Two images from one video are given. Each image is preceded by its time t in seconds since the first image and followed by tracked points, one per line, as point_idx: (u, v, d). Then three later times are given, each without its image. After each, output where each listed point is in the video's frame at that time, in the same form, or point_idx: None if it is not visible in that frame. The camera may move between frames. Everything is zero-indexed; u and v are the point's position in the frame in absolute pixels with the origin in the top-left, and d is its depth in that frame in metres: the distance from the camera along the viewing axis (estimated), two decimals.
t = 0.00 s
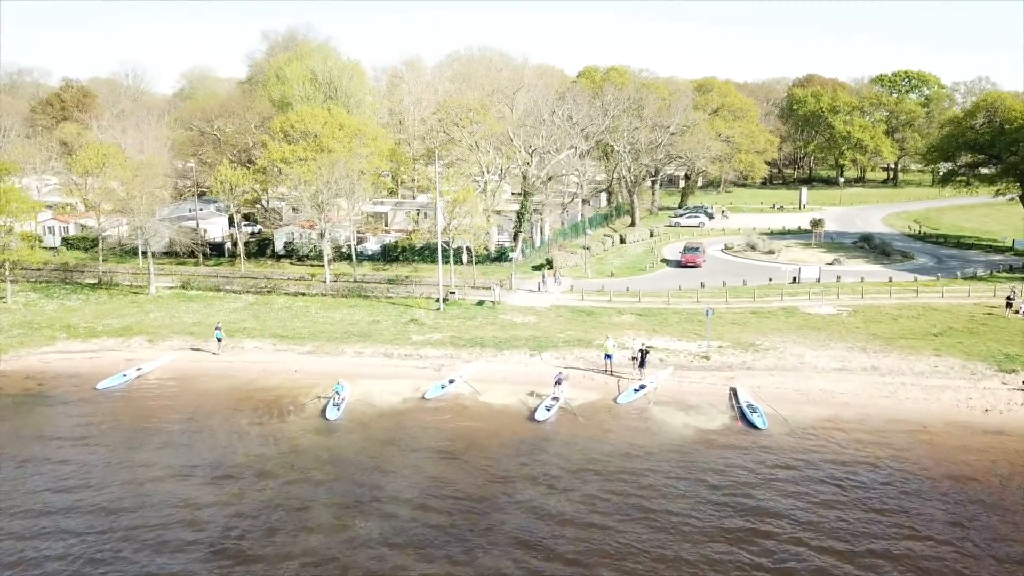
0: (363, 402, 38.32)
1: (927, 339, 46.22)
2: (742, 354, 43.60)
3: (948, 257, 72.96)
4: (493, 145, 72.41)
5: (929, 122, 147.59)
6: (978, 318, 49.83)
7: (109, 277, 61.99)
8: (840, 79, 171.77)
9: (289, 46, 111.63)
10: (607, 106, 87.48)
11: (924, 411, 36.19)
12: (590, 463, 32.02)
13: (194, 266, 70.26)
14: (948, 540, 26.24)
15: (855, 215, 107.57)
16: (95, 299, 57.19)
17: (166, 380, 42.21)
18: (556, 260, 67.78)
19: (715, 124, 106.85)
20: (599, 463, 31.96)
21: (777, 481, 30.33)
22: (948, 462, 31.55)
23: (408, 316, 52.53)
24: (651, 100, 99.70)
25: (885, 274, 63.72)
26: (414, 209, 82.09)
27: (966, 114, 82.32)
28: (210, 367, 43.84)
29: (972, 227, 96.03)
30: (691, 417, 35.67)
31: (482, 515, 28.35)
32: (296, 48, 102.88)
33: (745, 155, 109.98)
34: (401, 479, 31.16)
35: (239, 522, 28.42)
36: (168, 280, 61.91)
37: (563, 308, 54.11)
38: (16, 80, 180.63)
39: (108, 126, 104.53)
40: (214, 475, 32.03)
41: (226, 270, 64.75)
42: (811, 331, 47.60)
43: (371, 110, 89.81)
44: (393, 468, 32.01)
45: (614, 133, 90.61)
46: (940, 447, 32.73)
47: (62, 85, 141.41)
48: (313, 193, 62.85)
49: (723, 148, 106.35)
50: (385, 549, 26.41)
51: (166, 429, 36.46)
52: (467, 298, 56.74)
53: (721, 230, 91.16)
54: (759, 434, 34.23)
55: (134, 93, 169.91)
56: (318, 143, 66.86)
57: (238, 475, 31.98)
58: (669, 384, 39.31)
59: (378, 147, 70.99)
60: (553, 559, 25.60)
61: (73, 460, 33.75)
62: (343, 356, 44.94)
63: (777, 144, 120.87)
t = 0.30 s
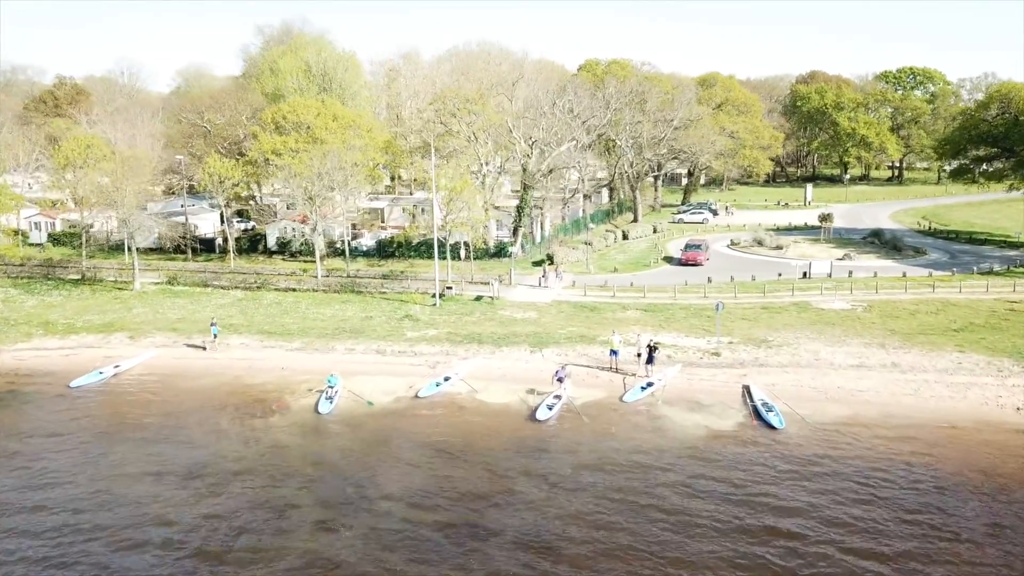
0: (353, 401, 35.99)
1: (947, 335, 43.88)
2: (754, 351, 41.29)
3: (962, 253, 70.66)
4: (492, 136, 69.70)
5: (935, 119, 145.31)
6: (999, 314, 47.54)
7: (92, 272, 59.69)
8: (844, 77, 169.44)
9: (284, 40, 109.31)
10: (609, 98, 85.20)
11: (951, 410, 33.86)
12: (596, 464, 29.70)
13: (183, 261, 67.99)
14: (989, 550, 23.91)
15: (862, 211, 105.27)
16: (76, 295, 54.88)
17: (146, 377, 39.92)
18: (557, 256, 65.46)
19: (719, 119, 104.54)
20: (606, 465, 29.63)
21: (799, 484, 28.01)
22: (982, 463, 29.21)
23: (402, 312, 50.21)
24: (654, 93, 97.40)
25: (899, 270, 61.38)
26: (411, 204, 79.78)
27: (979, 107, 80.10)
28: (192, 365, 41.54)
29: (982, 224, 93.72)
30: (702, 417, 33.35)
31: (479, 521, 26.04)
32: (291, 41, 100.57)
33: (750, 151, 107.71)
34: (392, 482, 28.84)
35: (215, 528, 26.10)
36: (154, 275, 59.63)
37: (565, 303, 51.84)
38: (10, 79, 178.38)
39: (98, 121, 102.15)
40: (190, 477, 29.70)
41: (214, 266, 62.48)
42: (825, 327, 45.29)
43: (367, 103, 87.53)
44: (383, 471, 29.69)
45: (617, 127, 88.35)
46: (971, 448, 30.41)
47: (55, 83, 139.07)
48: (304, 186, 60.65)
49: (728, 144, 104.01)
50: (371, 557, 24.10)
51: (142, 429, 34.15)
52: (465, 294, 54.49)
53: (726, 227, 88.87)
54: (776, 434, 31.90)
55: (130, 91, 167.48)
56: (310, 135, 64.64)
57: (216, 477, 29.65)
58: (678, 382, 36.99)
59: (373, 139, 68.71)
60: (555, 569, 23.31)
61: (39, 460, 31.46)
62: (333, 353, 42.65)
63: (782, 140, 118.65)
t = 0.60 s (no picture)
0: (340, 389, 33.73)
1: (971, 323, 41.61)
2: (768, 338, 39.01)
3: (976, 243, 68.38)
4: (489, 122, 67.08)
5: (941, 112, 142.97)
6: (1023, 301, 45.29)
7: (74, 261, 57.40)
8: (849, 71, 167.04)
9: (278, 29, 106.83)
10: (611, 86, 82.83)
11: (982, 398, 31.62)
12: (602, 458, 27.38)
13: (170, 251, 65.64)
14: None
15: (869, 205, 102.93)
16: (56, 284, 52.57)
17: (122, 367, 37.67)
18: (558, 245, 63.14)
19: (723, 109, 102.17)
20: (613, 458, 27.27)
21: (824, 480, 25.65)
22: (1020, 455, 26.98)
23: (397, 300, 47.90)
24: (657, 82, 95.01)
25: (914, 258, 59.05)
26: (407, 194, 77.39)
27: (992, 95, 77.89)
28: (172, 353, 39.26)
29: (994, 217, 91.42)
30: (715, 405, 31.10)
31: (475, 518, 23.75)
32: (285, 29, 98.16)
33: (754, 142, 105.35)
34: (380, 476, 26.50)
35: (185, 528, 23.71)
36: (139, 264, 57.35)
37: (567, 292, 49.48)
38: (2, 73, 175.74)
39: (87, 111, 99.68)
40: (161, 472, 27.29)
41: (203, 255, 60.15)
42: (841, 315, 43.01)
43: (362, 91, 85.10)
44: (371, 464, 27.33)
45: (619, 116, 85.99)
46: (1007, 438, 28.18)
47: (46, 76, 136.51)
48: (295, 170, 58.32)
49: (733, 134, 101.61)
50: (356, 557, 21.93)
51: (113, 419, 31.75)
52: (462, 283, 52.16)
53: (731, 219, 86.56)
54: (795, 423, 29.66)
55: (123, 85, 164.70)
56: (302, 120, 62.20)
57: (190, 472, 27.25)
58: (687, 370, 34.74)
59: (367, 125, 66.37)
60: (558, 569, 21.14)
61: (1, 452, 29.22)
62: (321, 341, 40.34)
63: (787, 132, 116.31)
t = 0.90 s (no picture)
0: (331, 384, 31.92)
1: (991, 316, 39.83)
2: (781, 332, 37.21)
3: (989, 238, 66.54)
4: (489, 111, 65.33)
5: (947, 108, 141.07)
6: None
7: (60, 254, 55.61)
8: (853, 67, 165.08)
9: (273, 21, 104.86)
10: (614, 77, 80.92)
11: (1010, 394, 29.84)
12: (609, 456, 25.64)
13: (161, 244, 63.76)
14: None
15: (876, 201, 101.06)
16: (40, 276, 50.76)
17: (102, 360, 35.89)
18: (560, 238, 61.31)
19: (727, 103, 100.29)
20: (621, 458, 25.47)
21: (849, 482, 23.87)
22: None
23: (392, 293, 46.07)
24: (660, 74, 93.11)
25: (927, 252, 57.22)
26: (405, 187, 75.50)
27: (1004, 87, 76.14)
28: (155, 346, 37.48)
29: (1004, 212, 89.56)
30: (728, 401, 29.32)
31: (472, 520, 22.04)
32: (281, 21, 96.23)
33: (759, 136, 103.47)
34: (371, 475, 24.70)
35: (160, 532, 21.94)
36: (127, 257, 55.56)
37: (570, 285, 47.68)
38: None
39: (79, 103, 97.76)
40: (137, 471, 25.49)
41: (194, 248, 58.37)
42: (856, 308, 41.20)
43: (358, 83, 83.22)
44: (362, 463, 25.52)
45: (621, 108, 84.12)
46: None
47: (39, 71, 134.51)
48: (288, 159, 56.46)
49: (737, 128, 99.72)
50: (342, 563, 20.21)
51: (89, 415, 29.91)
52: (460, 276, 50.38)
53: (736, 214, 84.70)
54: (813, 419, 27.89)
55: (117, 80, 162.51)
56: (296, 108, 60.24)
57: (168, 471, 25.43)
58: (697, 364, 32.95)
59: (363, 114, 64.49)
60: None
61: None
62: (312, 334, 38.53)
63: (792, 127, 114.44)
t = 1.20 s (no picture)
0: (321, 386, 30.30)
1: (1012, 316, 38.17)
2: (793, 332, 35.59)
3: (1000, 236, 64.87)
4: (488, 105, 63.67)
5: (951, 106, 139.33)
6: None
7: (46, 252, 54.00)
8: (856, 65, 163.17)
9: (269, 16, 103.14)
10: (615, 72, 79.28)
11: None
12: (616, 462, 24.09)
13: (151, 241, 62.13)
14: None
15: (882, 199, 99.35)
16: (24, 275, 49.14)
17: (81, 362, 34.30)
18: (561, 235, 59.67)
19: (730, 99, 98.63)
20: (628, 466, 23.85)
21: (873, 492, 22.26)
22: None
23: (387, 292, 44.45)
24: (662, 70, 91.46)
25: (939, 251, 55.56)
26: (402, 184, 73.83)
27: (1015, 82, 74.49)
28: (139, 348, 35.87)
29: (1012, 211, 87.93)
30: (741, 405, 27.72)
31: (468, 533, 20.49)
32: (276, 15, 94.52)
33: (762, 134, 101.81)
34: (361, 485, 23.09)
35: (133, 546, 20.40)
36: (116, 255, 53.93)
37: (571, 283, 46.06)
38: None
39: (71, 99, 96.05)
40: (111, 479, 23.89)
41: (185, 246, 56.75)
42: (870, 308, 39.56)
43: (354, 78, 81.57)
44: (352, 471, 23.91)
45: (623, 104, 82.46)
46: None
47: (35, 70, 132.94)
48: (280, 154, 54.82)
49: (741, 125, 98.03)
50: None
51: (65, 419, 28.32)
52: (458, 274, 48.78)
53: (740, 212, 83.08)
54: (833, 424, 26.25)
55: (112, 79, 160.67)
56: (289, 102, 58.63)
57: (144, 480, 23.83)
58: (706, 366, 31.33)
59: (359, 108, 62.92)
60: None
61: None
62: (304, 335, 36.91)
63: (796, 124, 112.74)
